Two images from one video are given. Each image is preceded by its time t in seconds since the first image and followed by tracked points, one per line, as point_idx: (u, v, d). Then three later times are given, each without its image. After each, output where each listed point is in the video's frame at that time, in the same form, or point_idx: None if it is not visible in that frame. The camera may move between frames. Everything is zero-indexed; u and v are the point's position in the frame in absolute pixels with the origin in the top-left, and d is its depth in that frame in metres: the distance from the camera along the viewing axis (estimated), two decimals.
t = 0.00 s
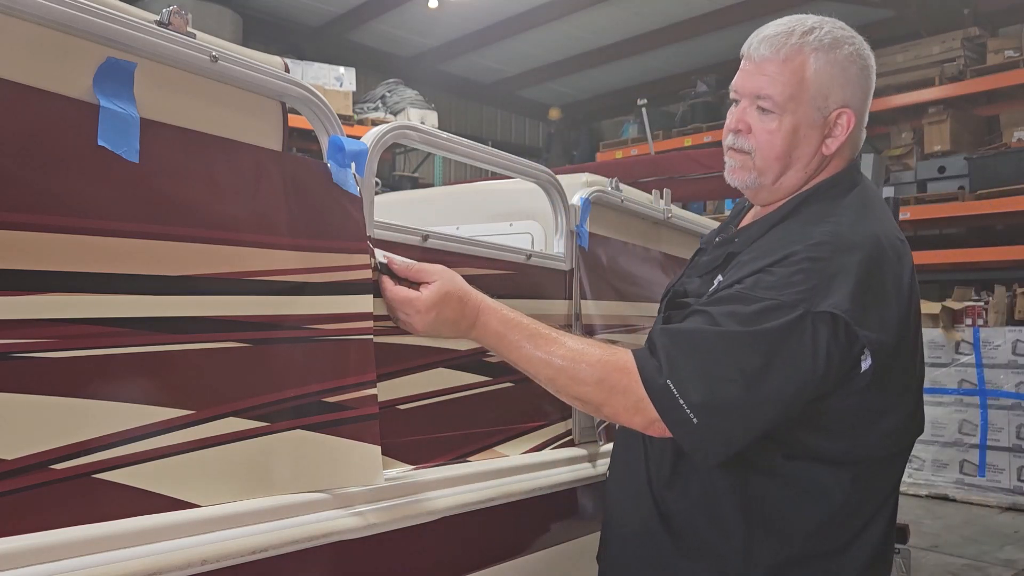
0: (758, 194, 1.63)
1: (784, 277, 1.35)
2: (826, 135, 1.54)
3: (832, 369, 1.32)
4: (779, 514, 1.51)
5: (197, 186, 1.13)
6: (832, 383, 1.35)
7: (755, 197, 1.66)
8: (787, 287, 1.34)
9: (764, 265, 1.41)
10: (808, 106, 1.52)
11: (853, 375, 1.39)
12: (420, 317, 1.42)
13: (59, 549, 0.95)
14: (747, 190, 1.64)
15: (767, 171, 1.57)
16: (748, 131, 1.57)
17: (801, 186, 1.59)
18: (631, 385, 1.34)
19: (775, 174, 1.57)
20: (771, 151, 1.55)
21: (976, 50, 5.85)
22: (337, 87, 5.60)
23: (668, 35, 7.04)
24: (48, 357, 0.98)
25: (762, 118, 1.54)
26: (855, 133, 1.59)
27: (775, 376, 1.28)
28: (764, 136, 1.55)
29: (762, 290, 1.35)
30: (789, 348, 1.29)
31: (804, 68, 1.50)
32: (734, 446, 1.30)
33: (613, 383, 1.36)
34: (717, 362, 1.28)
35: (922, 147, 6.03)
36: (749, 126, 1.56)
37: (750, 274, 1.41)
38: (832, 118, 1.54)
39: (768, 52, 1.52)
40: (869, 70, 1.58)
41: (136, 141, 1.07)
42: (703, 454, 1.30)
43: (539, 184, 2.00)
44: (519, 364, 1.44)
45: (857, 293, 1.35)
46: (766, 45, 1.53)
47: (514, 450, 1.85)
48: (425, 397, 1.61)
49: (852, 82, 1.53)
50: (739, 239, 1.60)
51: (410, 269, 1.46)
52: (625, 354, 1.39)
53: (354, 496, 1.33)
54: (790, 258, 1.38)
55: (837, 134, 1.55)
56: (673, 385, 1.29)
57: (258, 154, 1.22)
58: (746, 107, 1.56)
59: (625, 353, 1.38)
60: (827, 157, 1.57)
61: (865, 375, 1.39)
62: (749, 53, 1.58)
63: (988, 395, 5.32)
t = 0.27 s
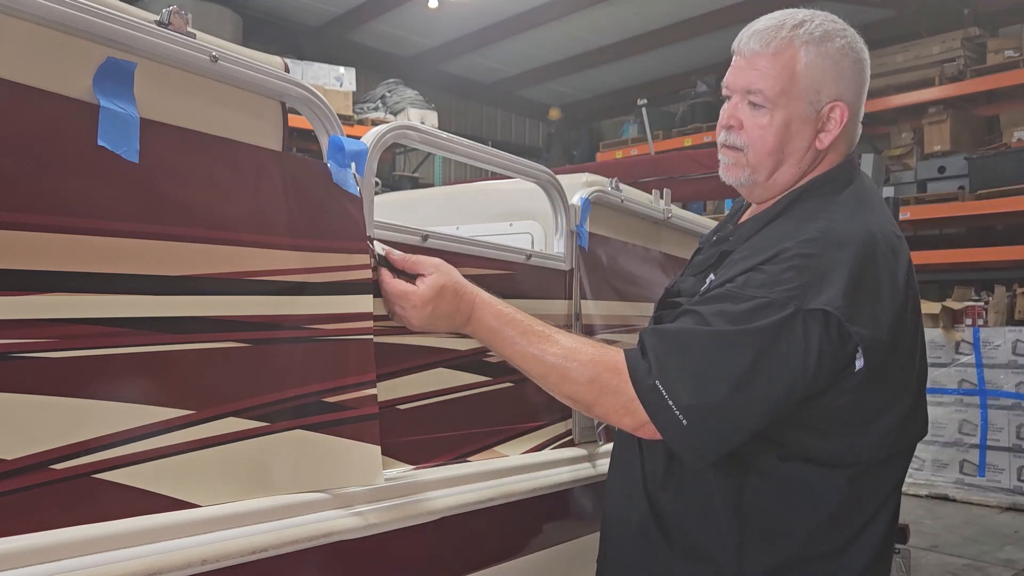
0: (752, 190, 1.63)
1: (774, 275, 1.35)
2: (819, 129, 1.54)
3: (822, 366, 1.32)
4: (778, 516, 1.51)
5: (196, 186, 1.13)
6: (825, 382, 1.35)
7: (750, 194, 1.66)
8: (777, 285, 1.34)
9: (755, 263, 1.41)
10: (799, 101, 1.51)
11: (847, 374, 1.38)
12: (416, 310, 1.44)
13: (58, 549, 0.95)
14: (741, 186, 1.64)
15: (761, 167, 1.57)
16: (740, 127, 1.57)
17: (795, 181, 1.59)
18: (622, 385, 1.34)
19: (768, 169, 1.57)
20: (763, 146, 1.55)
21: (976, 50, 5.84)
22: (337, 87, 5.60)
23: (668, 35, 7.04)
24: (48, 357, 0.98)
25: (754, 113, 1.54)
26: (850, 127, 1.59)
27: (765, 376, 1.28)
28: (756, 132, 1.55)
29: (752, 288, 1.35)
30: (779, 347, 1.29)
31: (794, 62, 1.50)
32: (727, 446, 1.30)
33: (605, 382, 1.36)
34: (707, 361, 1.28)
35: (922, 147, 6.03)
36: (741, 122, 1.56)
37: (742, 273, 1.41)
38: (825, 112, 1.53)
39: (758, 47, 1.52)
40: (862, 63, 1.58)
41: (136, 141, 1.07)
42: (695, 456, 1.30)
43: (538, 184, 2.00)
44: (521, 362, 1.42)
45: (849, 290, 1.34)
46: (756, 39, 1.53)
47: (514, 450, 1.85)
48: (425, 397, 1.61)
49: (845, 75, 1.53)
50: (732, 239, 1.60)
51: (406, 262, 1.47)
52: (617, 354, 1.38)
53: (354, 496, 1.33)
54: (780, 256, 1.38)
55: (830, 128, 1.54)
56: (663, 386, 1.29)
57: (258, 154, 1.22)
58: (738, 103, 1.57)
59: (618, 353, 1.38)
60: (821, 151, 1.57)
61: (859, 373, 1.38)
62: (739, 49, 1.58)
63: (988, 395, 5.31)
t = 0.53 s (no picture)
0: (750, 187, 1.63)
1: (770, 276, 1.35)
2: (816, 125, 1.53)
3: (821, 368, 1.32)
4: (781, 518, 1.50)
5: (196, 186, 1.13)
6: (824, 382, 1.35)
7: (748, 192, 1.66)
8: (773, 286, 1.34)
9: (752, 263, 1.40)
10: (795, 96, 1.51)
11: (845, 374, 1.38)
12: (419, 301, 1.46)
13: (58, 549, 0.95)
14: (738, 184, 1.64)
15: (756, 164, 1.57)
16: (736, 124, 1.57)
17: (792, 178, 1.59)
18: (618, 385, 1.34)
19: (765, 166, 1.57)
20: (758, 143, 1.55)
21: (976, 50, 5.84)
22: (337, 87, 5.60)
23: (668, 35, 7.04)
24: (48, 357, 0.98)
25: (749, 110, 1.54)
26: (848, 122, 1.57)
27: (761, 377, 1.28)
28: (751, 129, 1.55)
29: (748, 290, 1.35)
30: (776, 348, 1.28)
31: (789, 58, 1.50)
32: (725, 448, 1.30)
33: (602, 382, 1.36)
34: (704, 364, 1.28)
35: (922, 147, 6.03)
36: (737, 119, 1.57)
37: (739, 273, 1.41)
38: (821, 108, 1.53)
39: (752, 42, 1.52)
40: (862, 58, 1.57)
41: (136, 141, 1.07)
42: (693, 458, 1.30)
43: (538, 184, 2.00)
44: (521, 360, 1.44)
45: (846, 289, 1.34)
46: (751, 35, 1.53)
47: (514, 450, 1.85)
48: (425, 397, 1.61)
49: (842, 70, 1.52)
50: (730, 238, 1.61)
51: (410, 255, 1.50)
52: (615, 355, 1.39)
53: (354, 496, 1.33)
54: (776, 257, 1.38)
55: (827, 124, 1.53)
56: (659, 389, 1.29)
57: (258, 155, 1.22)
58: (733, 100, 1.57)
59: (616, 354, 1.39)
60: (818, 148, 1.56)
61: (858, 374, 1.38)
62: (735, 45, 1.58)
63: (988, 395, 5.31)
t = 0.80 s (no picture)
0: (752, 191, 1.64)
1: (773, 277, 1.35)
2: (814, 127, 1.53)
3: (827, 368, 1.32)
4: (786, 519, 1.51)
5: (196, 186, 1.13)
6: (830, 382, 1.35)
7: (750, 195, 1.66)
8: (777, 287, 1.34)
9: (755, 264, 1.41)
10: (792, 99, 1.51)
11: (851, 374, 1.38)
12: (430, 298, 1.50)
13: (58, 549, 0.95)
14: (741, 188, 1.65)
15: (756, 167, 1.58)
16: (735, 128, 1.58)
17: (793, 181, 1.59)
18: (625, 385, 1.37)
19: (765, 169, 1.58)
20: (757, 147, 1.55)
21: (976, 50, 5.84)
22: (337, 87, 5.60)
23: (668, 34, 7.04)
24: (47, 357, 0.98)
25: (747, 114, 1.55)
26: (847, 123, 1.57)
27: (766, 378, 1.28)
28: (749, 132, 1.55)
29: (751, 291, 1.35)
30: (780, 348, 1.29)
31: (785, 61, 1.50)
32: (730, 448, 1.31)
33: (609, 382, 1.39)
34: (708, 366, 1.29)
35: (922, 147, 6.03)
36: (735, 123, 1.57)
37: (743, 274, 1.41)
38: (819, 110, 1.53)
39: (748, 47, 1.53)
40: (860, 59, 1.56)
41: (136, 141, 1.07)
42: (698, 458, 1.31)
43: (538, 184, 2.00)
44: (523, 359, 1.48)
45: (851, 289, 1.33)
46: (747, 39, 1.54)
47: (514, 450, 1.85)
48: (425, 397, 1.61)
49: (839, 72, 1.52)
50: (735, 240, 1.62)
51: (424, 256, 1.53)
52: (622, 356, 1.41)
53: (354, 496, 1.33)
54: (778, 258, 1.38)
55: (826, 126, 1.53)
56: (663, 389, 1.31)
57: (258, 155, 1.22)
58: (732, 104, 1.58)
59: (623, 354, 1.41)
60: (817, 149, 1.56)
61: (864, 373, 1.38)
62: (732, 51, 1.59)
63: (988, 395, 5.32)
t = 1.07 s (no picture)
0: (767, 199, 1.65)
1: (794, 276, 1.38)
2: (825, 136, 1.54)
3: (846, 363, 1.35)
4: (796, 514, 1.52)
5: (197, 186, 1.13)
6: (848, 377, 1.37)
7: (765, 203, 1.67)
8: (798, 286, 1.37)
9: (777, 264, 1.43)
10: (804, 110, 1.52)
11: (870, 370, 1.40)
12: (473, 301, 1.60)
13: (58, 550, 0.95)
14: (756, 196, 1.66)
15: (770, 175, 1.59)
16: (748, 137, 1.59)
17: (806, 188, 1.60)
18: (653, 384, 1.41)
19: (778, 177, 1.59)
20: (769, 155, 1.56)
21: (976, 50, 5.84)
22: (337, 87, 5.60)
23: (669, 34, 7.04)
24: (47, 357, 0.98)
25: (760, 124, 1.56)
26: (857, 133, 1.58)
27: (789, 374, 1.31)
28: (762, 141, 1.56)
29: (772, 290, 1.38)
30: (801, 345, 1.32)
31: (796, 73, 1.51)
32: (752, 443, 1.34)
33: (638, 381, 1.43)
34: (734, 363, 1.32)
35: (922, 147, 6.03)
36: (748, 132, 1.58)
37: (765, 274, 1.43)
38: (830, 119, 1.53)
39: (761, 60, 1.55)
40: (869, 70, 1.57)
41: (137, 142, 1.07)
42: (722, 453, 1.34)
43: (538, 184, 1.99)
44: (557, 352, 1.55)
45: (869, 287, 1.36)
46: (759, 52, 1.56)
47: (515, 450, 1.85)
48: (425, 397, 1.61)
49: (849, 82, 1.53)
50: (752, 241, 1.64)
51: (470, 261, 1.64)
52: (651, 356, 1.46)
53: (354, 496, 1.33)
54: (798, 258, 1.41)
55: (836, 135, 1.54)
56: (690, 385, 1.35)
57: (258, 155, 1.22)
58: (745, 115, 1.59)
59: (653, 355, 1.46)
60: (829, 158, 1.56)
61: (882, 370, 1.40)
62: (745, 63, 1.60)
63: (988, 395, 5.32)
